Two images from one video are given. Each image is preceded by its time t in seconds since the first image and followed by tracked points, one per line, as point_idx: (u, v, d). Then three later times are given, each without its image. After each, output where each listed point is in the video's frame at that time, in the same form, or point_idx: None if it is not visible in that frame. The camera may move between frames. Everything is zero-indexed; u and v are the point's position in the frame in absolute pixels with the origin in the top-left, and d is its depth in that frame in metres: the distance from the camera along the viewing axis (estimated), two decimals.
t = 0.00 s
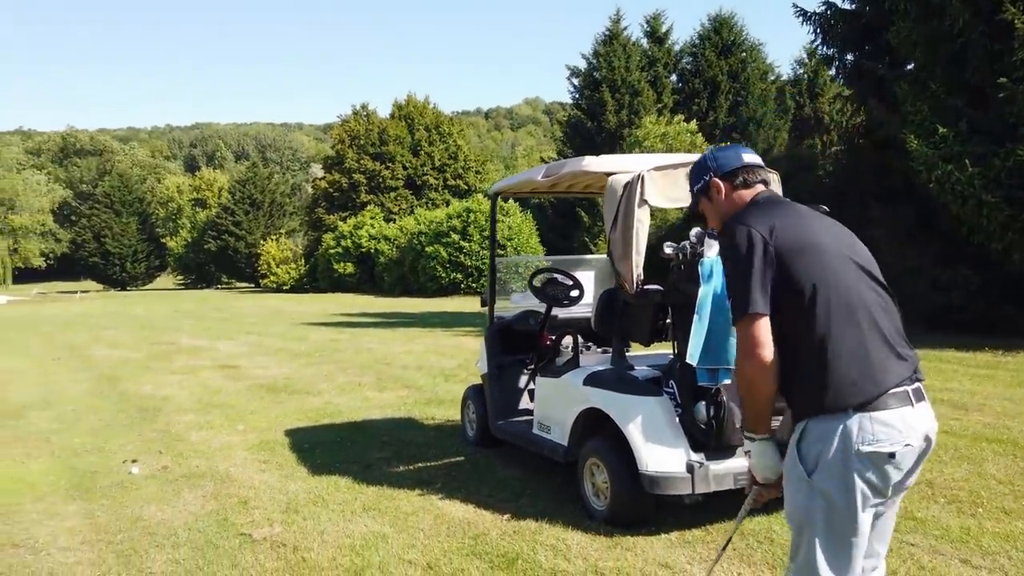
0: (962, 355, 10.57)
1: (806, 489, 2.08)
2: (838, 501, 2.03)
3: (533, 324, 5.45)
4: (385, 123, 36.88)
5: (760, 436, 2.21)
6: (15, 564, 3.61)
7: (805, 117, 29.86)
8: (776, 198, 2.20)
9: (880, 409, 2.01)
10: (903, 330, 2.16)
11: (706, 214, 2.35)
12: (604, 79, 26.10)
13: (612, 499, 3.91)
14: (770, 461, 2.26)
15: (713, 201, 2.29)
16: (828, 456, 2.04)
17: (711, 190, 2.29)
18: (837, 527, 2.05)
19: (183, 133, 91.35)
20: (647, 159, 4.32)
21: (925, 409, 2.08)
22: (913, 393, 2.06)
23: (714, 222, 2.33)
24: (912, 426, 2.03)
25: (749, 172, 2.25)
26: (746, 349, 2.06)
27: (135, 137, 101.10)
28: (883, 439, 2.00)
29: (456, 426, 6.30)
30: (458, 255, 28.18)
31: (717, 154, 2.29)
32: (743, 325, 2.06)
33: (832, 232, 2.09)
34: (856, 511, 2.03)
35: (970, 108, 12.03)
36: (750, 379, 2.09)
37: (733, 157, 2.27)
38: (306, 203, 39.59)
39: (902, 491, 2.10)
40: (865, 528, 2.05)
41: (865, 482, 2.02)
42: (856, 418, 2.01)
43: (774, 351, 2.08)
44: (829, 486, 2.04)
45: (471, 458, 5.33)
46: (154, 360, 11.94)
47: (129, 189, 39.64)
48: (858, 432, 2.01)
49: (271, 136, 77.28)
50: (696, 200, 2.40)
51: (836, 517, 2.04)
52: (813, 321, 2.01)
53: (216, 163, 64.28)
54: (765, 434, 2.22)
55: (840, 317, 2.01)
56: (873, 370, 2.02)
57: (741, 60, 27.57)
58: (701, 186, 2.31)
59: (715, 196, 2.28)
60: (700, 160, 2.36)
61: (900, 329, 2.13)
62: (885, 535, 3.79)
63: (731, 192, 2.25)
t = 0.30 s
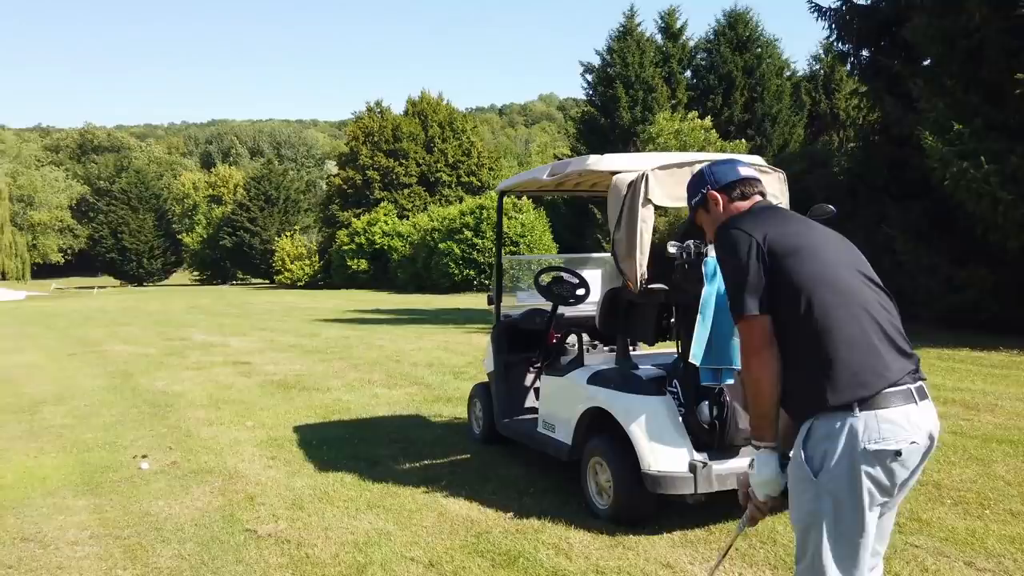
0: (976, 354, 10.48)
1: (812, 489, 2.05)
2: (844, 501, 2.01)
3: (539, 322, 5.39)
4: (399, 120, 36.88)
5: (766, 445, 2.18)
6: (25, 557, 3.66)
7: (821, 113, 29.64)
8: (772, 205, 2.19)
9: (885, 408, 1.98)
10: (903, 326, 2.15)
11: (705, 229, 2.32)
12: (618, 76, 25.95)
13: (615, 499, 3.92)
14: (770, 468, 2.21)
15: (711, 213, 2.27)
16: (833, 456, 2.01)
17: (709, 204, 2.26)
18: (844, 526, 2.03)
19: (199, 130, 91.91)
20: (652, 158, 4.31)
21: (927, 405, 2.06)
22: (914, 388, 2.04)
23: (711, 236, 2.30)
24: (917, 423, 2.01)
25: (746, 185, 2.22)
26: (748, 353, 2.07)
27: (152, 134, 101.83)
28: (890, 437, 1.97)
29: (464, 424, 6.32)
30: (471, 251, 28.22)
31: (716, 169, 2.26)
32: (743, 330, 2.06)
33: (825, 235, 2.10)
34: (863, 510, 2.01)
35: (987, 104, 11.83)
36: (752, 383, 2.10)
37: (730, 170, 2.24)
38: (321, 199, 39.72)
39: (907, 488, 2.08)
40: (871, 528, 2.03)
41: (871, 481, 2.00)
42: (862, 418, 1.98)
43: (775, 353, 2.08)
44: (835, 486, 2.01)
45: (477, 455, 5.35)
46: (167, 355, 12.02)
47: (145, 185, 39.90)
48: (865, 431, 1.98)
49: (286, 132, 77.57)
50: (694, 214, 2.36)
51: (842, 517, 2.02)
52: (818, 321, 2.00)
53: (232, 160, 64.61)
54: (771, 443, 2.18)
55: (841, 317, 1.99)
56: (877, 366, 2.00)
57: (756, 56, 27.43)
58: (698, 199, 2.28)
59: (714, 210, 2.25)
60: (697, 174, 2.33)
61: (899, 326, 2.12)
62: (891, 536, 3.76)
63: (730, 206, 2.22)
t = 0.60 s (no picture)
0: (988, 357, 10.39)
1: (784, 488, 2.07)
2: (809, 503, 2.02)
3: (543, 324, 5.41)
4: (411, 120, 36.91)
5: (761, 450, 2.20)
6: (30, 558, 3.70)
7: (835, 112, 29.40)
8: (766, 214, 2.14)
9: (861, 416, 1.97)
10: (901, 334, 2.10)
11: (702, 232, 2.30)
12: (630, 75, 25.84)
13: (614, 503, 3.91)
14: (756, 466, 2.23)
15: (708, 218, 2.25)
16: (805, 458, 2.02)
17: (706, 209, 2.24)
18: (809, 529, 2.03)
19: (213, 130, 92.44)
20: (653, 160, 4.31)
21: (914, 418, 2.02)
22: (897, 399, 2.00)
23: (708, 240, 2.28)
24: (894, 433, 1.98)
25: (742, 189, 2.21)
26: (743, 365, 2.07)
27: (167, 133, 102.48)
28: (863, 444, 1.96)
29: (469, 425, 6.33)
30: (482, 251, 28.23)
31: (713, 174, 2.25)
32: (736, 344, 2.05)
33: (821, 247, 2.03)
34: (831, 515, 2.01)
35: (1001, 104, 11.68)
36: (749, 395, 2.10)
37: (725, 175, 2.23)
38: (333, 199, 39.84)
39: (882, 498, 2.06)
40: (838, 532, 2.03)
41: (843, 487, 1.99)
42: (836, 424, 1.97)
43: (770, 366, 2.05)
44: (804, 488, 2.02)
45: (480, 458, 5.36)
46: (177, 355, 12.08)
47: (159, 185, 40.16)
48: (840, 437, 1.97)
49: (299, 131, 77.85)
50: (690, 218, 2.35)
51: (808, 518, 2.02)
52: (809, 341, 1.96)
53: (245, 158, 64.92)
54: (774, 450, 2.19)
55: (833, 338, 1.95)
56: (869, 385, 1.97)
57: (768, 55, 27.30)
58: (694, 204, 2.26)
59: (711, 214, 2.23)
60: (693, 176, 2.32)
61: (895, 334, 2.07)
62: (894, 542, 3.74)
63: (728, 211, 2.21)
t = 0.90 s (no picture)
0: (1001, 359, 10.31)
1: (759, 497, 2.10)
2: (773, 513, 2.04)
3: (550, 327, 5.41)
4: (422, 120, 36.98)
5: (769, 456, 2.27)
6: (38, 560, 3.73)
7: (848, 111, 29.23)
8: (756, 229, 2.09)
9: (819, 436, 1.93)
10: (894, 355, 1.96)
11: (702, 246, 2.28)
12: (641, 75, 25.79)
13: (620, 508, 3.89)
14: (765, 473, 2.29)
15: (707, 234, 2.23)
16: (771, 470, 2.04)
17: (704, 224, 2.23)
18: (775, 539, 2.05)
19: (226, 131, 93.05)
20: (660, 164, 4.29)
21: (885, 439, 1.92)
22: (871, 419, 1.91)
23: (708, 255, 2.27)
24: (859, 452, 1.91)
25: (739, 203, 2.18)
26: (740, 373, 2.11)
27: (181, 134, 103.22)
28: (819, 462, 1.92)
29: (477, 428, 6.33)
30: (493, 251, 28.25)
31: (710, 188, 2.23)
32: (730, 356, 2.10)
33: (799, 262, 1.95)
34: (798, 531, 2.00)
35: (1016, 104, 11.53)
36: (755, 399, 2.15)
37: (722, 189, 2.21)
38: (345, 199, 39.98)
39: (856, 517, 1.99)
40: (805, 546, 2.02)
41: (809, 506, 1.97)
42: (798, 441, 1.96)
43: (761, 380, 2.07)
44: (770, 499, 2.05)
45: (487, 461, 5.35)
46: (189, 356, 12.14)
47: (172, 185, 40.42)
48: (799, 457, 1.96)
49: (312, 131, 78.20)
50: (690, 232, 2.33)
51: (773, 531, 2.04)
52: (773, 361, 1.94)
53: (258, 158, 65.25)
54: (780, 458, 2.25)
55: (798, 361, 1.91)
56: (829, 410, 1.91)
57: (781, 54, 27.18)
58: (693, 219, 2.25)
59: (709, 229, 2.22)
60: (690, 190, 2.30)
61: (883, 353, 1.95)
62: (903, 550, 3.70)
63: (725, 226, 2.19)
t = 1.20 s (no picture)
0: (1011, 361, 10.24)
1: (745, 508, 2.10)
2: (758, 525, 2.04)
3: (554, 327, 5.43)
4: (432, 120, 37.02)
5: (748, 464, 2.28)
6: (43, 558, 3.76)
7: (860, 111, 29.02)
8: (750, 229, 2.08)
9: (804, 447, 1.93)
10: (879, 364, 1.96)
11: (694, 244, 2.28)
12: (651, 74, 25.72)
13: (620, 510, 3.89)
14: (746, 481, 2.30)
15: (699, 232, 2.23)
16: (757, 481, 2.04)
17: (697, 222, 2.22)
18: (761, 550, 2.05)
19: (238, 131, 93.45)
20: (662, 165, 4.29)
21: (869, 449, 1.92)
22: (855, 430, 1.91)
23: (700, 253, 2.26)
24: (842, 464, 1.91)
25: (733, 202, 2.18)
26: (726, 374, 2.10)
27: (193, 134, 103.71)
28: (802, 473, 1.93)
29: (481, 428, 6.34)
30: (502, 251, 28.26)
31: (706, 185, 2.23)
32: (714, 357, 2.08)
33: (793, 264, 1.95)
34: (783, 542, 2.01)
35: None
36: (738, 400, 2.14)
37: (718, 188, 2.20)
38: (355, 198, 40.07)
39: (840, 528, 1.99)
40: (791, 556, 2.02)
41: (792, 515, 1.98)
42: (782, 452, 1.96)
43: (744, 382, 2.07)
44: (756, 510, 2.04)
45: (489, 461, 5.36)
46: (197, 355, 12.20)
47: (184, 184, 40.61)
48: (784, 467, 1.96)
49: (323, 131, 78.37)
50: (683, 230, 2.32)
51: (759, 543, 2.04)
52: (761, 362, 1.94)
53: (269, 157, 65.45)
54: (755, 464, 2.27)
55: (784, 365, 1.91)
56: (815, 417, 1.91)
57: (793, 53, 27.05)
58: (686, 217, 2.25)
59: (702, 227, 2.21)
60: (686, 188, 2.30)
61: (868, 362, 1.95)
62: (905, 553, 3.68)
63: (716, 225, 2.18)
